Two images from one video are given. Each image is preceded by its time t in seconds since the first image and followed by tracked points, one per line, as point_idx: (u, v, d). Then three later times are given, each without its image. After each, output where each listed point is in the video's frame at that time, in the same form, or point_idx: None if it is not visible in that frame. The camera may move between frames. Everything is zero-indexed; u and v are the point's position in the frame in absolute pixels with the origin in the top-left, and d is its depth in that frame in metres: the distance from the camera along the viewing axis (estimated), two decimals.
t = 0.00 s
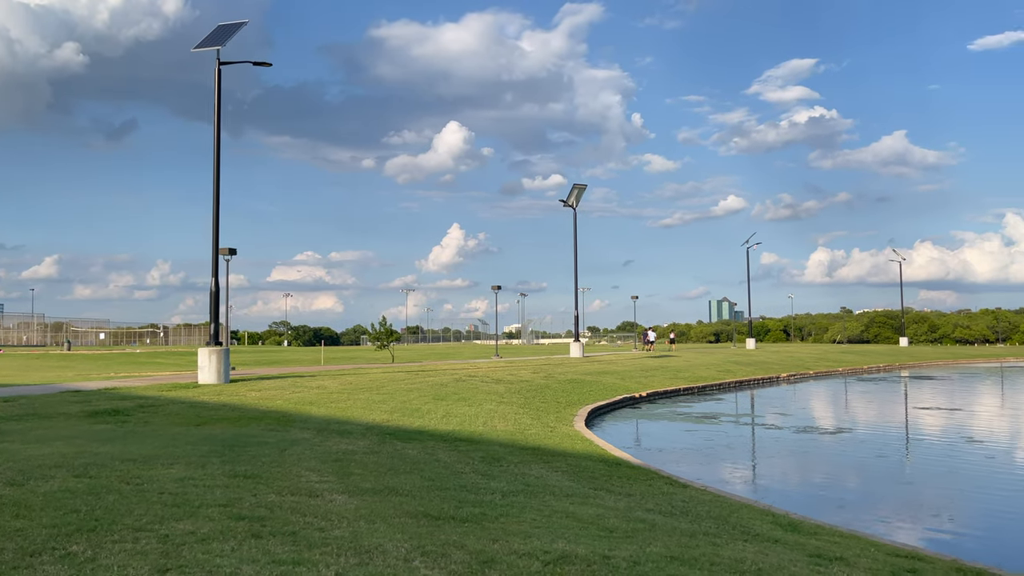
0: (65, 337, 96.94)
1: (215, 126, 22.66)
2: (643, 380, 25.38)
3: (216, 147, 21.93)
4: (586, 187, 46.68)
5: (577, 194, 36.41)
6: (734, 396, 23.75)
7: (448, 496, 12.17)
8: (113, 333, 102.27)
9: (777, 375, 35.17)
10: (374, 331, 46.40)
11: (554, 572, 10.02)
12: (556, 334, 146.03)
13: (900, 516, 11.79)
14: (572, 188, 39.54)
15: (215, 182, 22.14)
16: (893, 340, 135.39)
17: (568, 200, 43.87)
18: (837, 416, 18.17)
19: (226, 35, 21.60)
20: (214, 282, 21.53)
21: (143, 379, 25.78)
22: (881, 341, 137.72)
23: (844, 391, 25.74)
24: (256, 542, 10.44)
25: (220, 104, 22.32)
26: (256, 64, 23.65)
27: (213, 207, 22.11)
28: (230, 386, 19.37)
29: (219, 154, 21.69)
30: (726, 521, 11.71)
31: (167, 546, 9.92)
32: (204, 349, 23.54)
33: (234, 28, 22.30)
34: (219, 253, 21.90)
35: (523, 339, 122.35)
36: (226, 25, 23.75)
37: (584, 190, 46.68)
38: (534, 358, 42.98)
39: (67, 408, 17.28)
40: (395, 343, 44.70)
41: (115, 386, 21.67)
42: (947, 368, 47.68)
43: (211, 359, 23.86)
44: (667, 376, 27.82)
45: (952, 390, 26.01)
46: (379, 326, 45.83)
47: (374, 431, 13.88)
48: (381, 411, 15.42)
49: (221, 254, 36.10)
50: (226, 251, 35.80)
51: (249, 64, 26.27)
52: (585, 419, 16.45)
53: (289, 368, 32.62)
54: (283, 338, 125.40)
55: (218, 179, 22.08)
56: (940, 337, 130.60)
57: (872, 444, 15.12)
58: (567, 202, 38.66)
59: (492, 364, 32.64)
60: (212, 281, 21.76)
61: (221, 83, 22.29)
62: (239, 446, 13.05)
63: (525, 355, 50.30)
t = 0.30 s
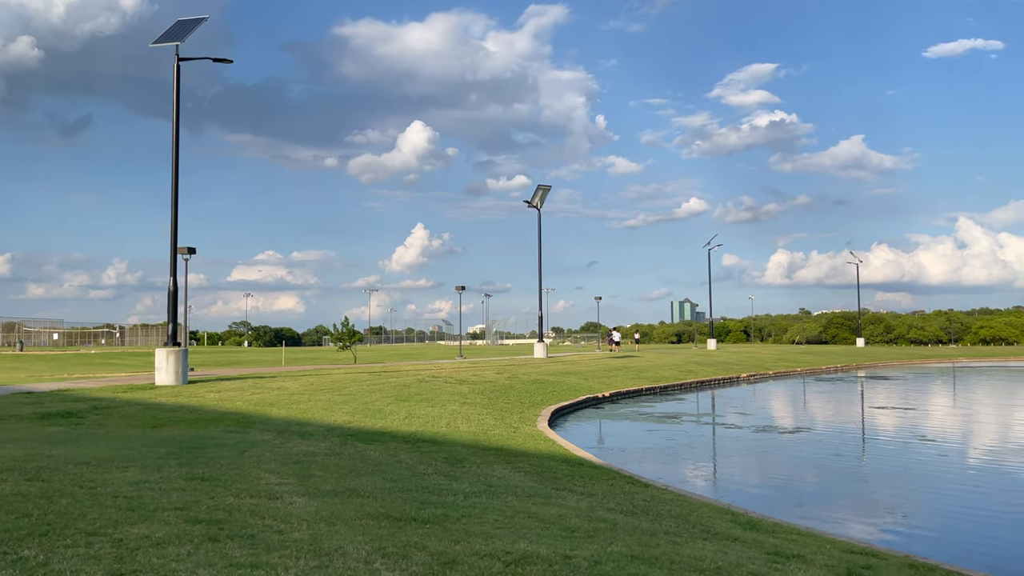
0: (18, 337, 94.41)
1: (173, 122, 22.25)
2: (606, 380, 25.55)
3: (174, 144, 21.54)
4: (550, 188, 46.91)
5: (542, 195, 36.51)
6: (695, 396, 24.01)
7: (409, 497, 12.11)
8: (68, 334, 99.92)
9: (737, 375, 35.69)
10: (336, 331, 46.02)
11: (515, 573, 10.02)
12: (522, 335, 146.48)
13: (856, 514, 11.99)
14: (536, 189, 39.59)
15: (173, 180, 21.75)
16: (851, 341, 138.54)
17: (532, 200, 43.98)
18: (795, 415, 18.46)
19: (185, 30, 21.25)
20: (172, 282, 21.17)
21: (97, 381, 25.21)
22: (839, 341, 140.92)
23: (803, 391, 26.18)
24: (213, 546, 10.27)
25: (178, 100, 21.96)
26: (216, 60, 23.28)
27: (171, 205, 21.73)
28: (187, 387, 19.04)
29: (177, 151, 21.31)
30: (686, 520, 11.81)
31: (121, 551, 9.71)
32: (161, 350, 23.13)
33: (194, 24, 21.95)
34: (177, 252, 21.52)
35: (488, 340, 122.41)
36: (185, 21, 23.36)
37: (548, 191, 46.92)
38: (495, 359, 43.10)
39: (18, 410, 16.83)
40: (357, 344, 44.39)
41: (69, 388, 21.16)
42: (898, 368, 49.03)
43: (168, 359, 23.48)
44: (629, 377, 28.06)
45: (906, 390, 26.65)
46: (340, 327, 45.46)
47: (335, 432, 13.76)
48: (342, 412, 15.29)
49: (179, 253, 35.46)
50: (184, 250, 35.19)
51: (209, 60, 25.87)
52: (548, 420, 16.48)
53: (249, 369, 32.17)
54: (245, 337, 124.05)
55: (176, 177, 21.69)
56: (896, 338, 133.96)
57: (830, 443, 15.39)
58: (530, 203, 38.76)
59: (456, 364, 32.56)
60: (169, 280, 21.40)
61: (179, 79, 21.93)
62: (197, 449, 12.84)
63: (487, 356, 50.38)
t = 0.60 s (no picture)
0: None
1: (130, 118, 21.82)
2: (569, 380, 25.68)
3: (131, 140, 21.11)
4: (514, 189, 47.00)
5: (506, 195, 36.50)
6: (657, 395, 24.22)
7: (370, 498, 12.03)
8: (20, 334, 97.51)
9: (698, 375, 36.15)
10: (297, 332, 45.59)
11: (475, 573, 10.00)
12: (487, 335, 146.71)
13: (814, 511, 12.18)
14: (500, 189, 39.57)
15: (129, 177, 21.31)
16: (809, 341, 141.54)
17: (496, 201, 44.02)
18: (755, 414, 18.72)
19: (142, 25, 20.87)
20: (128, 281, 20.77)
21: (50, 382, 24.62)
22: (797, 341, 143.72)
23: (763, 390, 26.54)
24: (169, 549, 10.08)
25: (135, 96, 21.52)
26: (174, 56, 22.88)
27: (128, 203, 21.30)
28: (143, 388, 18.68)
29: (133, 148, 20.91)
30: (647, 518, 11.90)
31: (73, 555, 9.49)
32: (117, 350, 22.71)
33: (151, 18, 21.56)
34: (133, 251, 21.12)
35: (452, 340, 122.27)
36: (143, 15, 22.92)
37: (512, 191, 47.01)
38: (458, 359, 43.12)
39: None
40: (318, 344, 44.01)
41: (21, 389, 20.65)
42: (851, 368, 50.25)
43: (124, 360, 23.05)
44: (593, 377, 28.25)
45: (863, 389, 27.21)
46: (302, 327, 45.05)
47: (295, 433, 13.61)
48: (303, 413, 15.13)
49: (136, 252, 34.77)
50: (141, 249, 34.54)
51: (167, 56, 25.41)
52: (511, 420, 16.49)
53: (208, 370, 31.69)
54: (205, 336, 122.30)
55: (132, 174, 21.28)
56: (852, 338, 137.15)
57: (788, 441, 15.62)
58: (494, 203, 38.74)
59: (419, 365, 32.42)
60: (125, 280, 20.98)
61: (136, 74, 21.53)
62: (153, 451, 12.62)
63: (448, 356, 50.43)
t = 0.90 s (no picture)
0: None
1: (85, 113, 21.36)
2: (533, 380, 25.72)
3: (86, 136, 20.67)
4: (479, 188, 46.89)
5: (470, 195, 36.46)
6: (620, 395, 24.35)
7: (331, 500, 11.93)
8: None
9: (661, 374, 36.45)
10: (258, 331, 45.03)
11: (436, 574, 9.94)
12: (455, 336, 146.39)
13: (773, 509, 12.34)
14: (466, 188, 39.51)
15: (86, 173, 20.87)
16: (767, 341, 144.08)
17: (460, 200, 43.92)
18: (716, 413, 18.92)
19: (99, 19, 20.45)
20: (83, 280, 20.34)
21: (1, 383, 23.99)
22: (756, 341, 146.52)
23: (724, 390, 26.82)
24: (124, 553, 9.88)
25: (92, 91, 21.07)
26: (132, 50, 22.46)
27: (84, 200, 20.86)
28: (99, 389, 18.32)
29: (88, 144, 20.47)
30: (609, 517, 11.96)
31: (23, 559, 9.26)
32: (71, 350, 22.26)
33: (109, 12, 21.13)
34: (88, 249, 20.68)
35: (416, 340, 121.83)
36: (99, 8, 22.44)
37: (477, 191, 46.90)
38: (422, 358, 42.96)
39: None
40: (281, 344, 43.55)
41: None
42: (810, 367, 51.03)
43: (79, 360, 22.60)
44: (557, 377, 28.34)
45: (822, 388, 27.69)
46: (263, 326, 44.52)
47: (255, 434, 13.46)
48: (263, 414, 14.97)
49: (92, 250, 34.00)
50: (98, 247, 33.81)
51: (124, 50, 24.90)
52: (474, 420, 16.46)
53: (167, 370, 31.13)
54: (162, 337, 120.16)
55: (88, 170, 20.83)
56: (812, 338, 139.78)
57: (749, 440, 15.81)
58: (459, 203, 38.67)
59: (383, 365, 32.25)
60: (80, 278, 20.53)
61: (92, 68, 21.08)
62: (108, 453, 12.39)
63: (413, 356, 50.12)
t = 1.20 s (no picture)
0: None
1: (41, 108, 20.89)
2: (499, 380, 25.75)
3: (42, 132, 20.22)
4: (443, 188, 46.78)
5: (435, 195, 36.35)
6: (585, 394, 24.48)
7: (292, 501, 11.82)
8: None
9: (625, 373, 36.72)
10: (219, 331, 44.43)
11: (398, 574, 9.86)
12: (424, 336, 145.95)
13: (735, 507, 12.46)
14: (430, 189, 39.38)
15: (41, 170, 20.41)
16: (730, 341, 146.08)
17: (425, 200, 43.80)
18: (679, 412, 19.10)
19: (56, 12, 20.03)
20: (38, 278, 19.88)
21: None
22: (719, 340, 148.56)
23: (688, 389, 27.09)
24: (77, 557, 9.67)
25: (48, 85, 20.61)
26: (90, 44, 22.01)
27: (39, 197, 20.40)
28: (54, 390, 17.93)
29: (43, 139, 20.03)
30: (572, 516, 12.00)
31: None
32: (25, 350, 21.76)
33: (66, 5, 20.71)
34: (43, 247, 20.23)
35: (382, 340, 121.24)
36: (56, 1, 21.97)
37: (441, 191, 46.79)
38: (386, 358, 42.78)
39: None
40: (242, 344, 43.04)
41: None
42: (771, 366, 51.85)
43: (33, 360, 22.11)
44: (522, 376, 28.40)
45: (784, 386, 28.14)
46: (225, 326, 43.94)
47: (215, 436, 13.34)
48: (223, 415, 14.80)
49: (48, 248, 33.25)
50: (54, 245, 33.08)
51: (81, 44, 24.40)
52: (439, 420, 16.41)
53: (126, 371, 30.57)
54: (119, 336, 117.80)
55: (43, 167, 20.37)
56: (774, 338, 142.29)
57: (711, 438, 15.97)
58: (425, 202, 38.56)
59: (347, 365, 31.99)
60: (35, 277, 20.07)
61: (48, 63, 20.63)
62: (63, 455, 12.14)
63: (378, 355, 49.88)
